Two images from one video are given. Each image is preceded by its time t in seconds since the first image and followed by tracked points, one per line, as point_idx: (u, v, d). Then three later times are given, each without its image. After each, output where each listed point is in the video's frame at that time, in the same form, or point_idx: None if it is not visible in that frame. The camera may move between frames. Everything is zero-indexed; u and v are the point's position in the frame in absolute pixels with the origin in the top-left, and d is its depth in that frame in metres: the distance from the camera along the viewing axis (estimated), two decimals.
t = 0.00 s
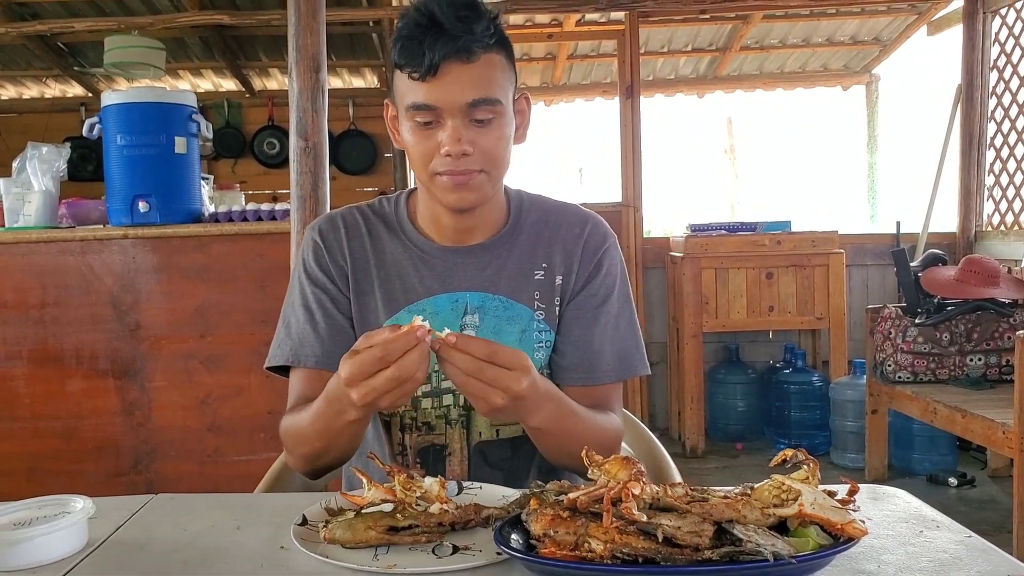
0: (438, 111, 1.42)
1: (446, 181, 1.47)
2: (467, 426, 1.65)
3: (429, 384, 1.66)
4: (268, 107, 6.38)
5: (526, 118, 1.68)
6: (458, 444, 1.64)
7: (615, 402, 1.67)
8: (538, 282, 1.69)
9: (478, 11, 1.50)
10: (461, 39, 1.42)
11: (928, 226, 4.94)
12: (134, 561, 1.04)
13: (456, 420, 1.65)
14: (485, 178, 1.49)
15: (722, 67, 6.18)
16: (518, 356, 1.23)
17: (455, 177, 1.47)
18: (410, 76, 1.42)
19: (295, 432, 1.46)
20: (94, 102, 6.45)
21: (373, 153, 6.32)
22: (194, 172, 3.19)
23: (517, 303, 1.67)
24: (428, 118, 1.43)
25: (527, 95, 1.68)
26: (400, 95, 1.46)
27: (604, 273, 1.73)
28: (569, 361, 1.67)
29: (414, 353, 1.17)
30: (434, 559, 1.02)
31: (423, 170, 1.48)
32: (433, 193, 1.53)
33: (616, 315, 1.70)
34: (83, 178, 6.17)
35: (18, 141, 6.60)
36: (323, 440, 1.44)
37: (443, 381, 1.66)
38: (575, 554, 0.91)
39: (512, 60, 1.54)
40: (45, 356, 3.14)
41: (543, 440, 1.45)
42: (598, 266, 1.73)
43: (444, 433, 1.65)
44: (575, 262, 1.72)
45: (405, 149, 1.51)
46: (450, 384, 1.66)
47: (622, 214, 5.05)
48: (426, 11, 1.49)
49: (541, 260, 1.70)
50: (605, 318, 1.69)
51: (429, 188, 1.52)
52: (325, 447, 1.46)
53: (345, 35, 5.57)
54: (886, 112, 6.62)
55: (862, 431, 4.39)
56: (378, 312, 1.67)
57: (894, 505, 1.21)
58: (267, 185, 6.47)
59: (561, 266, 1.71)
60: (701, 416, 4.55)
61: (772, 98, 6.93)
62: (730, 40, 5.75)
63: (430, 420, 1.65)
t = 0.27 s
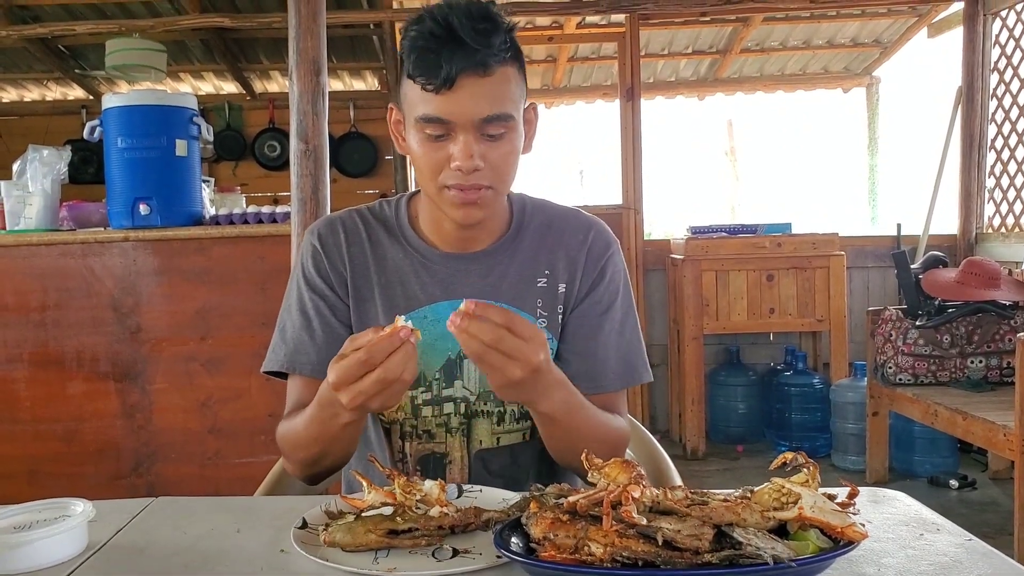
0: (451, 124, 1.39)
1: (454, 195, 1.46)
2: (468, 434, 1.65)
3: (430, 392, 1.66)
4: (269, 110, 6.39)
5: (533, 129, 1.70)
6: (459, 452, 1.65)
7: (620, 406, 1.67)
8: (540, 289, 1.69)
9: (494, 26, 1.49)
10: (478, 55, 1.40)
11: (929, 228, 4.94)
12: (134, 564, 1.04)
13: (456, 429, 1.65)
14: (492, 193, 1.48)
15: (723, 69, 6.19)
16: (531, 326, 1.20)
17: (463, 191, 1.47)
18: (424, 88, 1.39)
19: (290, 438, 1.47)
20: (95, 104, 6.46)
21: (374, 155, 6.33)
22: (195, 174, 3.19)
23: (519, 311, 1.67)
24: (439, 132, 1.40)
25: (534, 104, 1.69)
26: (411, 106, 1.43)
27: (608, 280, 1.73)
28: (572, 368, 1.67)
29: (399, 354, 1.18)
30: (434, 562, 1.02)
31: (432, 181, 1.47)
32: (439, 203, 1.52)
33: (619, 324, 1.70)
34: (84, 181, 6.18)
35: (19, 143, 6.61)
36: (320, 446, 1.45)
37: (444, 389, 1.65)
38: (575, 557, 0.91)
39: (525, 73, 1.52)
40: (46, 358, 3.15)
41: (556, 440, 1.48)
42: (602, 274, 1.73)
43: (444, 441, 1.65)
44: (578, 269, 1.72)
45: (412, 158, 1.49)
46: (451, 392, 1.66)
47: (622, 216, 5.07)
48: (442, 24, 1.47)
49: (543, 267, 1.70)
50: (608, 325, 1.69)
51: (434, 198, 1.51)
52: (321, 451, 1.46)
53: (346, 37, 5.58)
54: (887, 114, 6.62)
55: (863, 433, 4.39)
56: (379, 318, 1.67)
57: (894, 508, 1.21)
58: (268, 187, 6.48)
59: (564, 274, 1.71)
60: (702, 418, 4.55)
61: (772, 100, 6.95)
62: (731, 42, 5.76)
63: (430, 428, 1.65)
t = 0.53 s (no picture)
0: (460, 154, 1.33)
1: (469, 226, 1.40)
2: (471, 445, 1.61)
3: (433, 400, 1.62)
4: (269, 113, 6.40)
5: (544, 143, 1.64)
6: (462, 462, 1.61)
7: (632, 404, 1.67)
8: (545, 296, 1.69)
9: (502, 46, 1.41)
10: (486, 81, 1.31)
11: (930, 230, 4.94)
12: (134, 567, 1.04)
13: (459, 438, 1.61)
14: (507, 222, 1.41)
15: (723, 71, 6.19)
16: (552, 230, 1.33)
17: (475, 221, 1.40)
18: (432, 118, 1.32)
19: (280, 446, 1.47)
20: (96, 107, 6.47)
21: (374, 158, 6.34)
22: (196, 177, 3.20)
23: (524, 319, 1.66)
24: (449, 162, 1.34)
25: (546, 119, 1.62)
26: (420, 136, 1.36)
27: (615, 286, 1.72)
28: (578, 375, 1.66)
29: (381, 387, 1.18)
30: (434, 565, 1.02)
31: (445, 211, 1.41)
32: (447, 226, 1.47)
33: (627, 327, 1.68)
34: (85, 183, 6.19)
35: (19, 146, 6.62)
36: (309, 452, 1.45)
37: (448, 398, 1.63)
38: (575, 561, 0.91)
39: (537, 95, 1.44)
40: (47, 361, 3.15)
41: (578, 431, 1.52)
42: (608, 281, 1.73)
43: (447, 451, 1.61)
44: (585, 278, 1.73)
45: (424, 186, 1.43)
46: (455, 401, 1.63)
47: (623, 218, 5.08)
48: (447, 48, 1.39)
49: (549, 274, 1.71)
50: (614, 329, 1.67)
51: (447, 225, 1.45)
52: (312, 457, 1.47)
53: (346, 40, 5.58)
54: (887, 116, 6.62)
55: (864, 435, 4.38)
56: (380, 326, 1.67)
57: (894, 511, 1.21)
58: (268, 190, 6.48)
59: (572, 283, 1.73)
60: (702, 420, 4.54)
61: (773, 103, 6.95)
62: (731, 44, 5.77)
63: (432, 437, 1.61)
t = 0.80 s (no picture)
0: (453, 176, 1.32)
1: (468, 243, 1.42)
2: (472, 449, 1.62)
3: (435, 405, 1.63)
4: (269, 114, 6.40)
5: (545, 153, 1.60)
6: (462, 466, 1.62)
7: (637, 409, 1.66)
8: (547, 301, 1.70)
9: (490, 68, 1.39)
10: (474, 105, 1.30)
11: (930, 232, 4.94)
12: (134, 568, 1.04)
13: (461, 443, 1.62)
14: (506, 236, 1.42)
15: (723, 73, 6.19)
16: (550, 234, 1.36)
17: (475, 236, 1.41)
18: (422, 143, 1.31)
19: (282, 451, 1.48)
20: (96, 108, 6.48)
21: (374, 159, 6.34)
22: (196, 178, 3.20)
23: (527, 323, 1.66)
24: (443, 182, 1.34)
25: (547, 127, 1.59)
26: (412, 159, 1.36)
27: (619, 290, 1.72)
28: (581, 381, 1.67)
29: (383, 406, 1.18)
30: (434, 566, 1.02)
31: (445, 227, 1.42)
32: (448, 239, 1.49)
33: (631, 332, 1.67)
34: (85, 184, 6.19)
35: (20, 147, 6.63)
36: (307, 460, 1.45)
37: (450, 402, 1.63)
38: (576, 562, 0.91)
39: (531, 113, 1.42)
40: (47, 362, 3.15)
41: (581, 437, 1.51)
42: (613, 285, 1.73)
43: (448, 455, 1.62)
44: (589, 283, 1.73)
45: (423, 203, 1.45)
46: (456, 405, 1.63)
47: (623, 220, 5.08)
48: (434, 74, 1.38)
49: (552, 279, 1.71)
50: (617, 334, 1.66)
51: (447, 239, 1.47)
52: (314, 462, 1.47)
53: (346, 41, 5.58)
54: (887, 117, 6.62)
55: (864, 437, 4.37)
56: (381, 331, 1.67)
57: (896, 513, 1.21)
58: (268, 191, 6.49)
59: (576, 288, 1.73)
60: (703, 421, 4.54)
61: (773, 105, 6.96)
62: (731, 46, 5.77)
63: (433, 441, 1.62)
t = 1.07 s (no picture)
0: (453, 176, 1.32)
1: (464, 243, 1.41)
2: (475, 451, 1.62)
3: (437, 407, 1.63)
4: (271, 116, 6.41)
5: (549, 154, 1.58)
6: (465, 468, 1.61)
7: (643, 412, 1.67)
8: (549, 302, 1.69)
9: (493, 68, 1.39)
10: (475, 106, 1.30)
11: (931, 234, 4.93)
12: (136, 570, 1.04)
13: (463, 445, 1.62)
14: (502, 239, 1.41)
15: (724, 75, 6.20)
16: (555, 248, 1.32)
17: (472, 237, 1.41)
18: (423, 141, 1.32)
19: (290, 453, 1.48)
20: (97, 110, 6.49)
21: (375, 161, 6.35)
22: (197, 180, 3.20)
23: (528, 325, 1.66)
24: (443, 181, 1.34)
25: (550, 131, 1.60)
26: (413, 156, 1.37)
27: (622, 292, 1.72)
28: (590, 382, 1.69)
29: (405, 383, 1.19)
30: (435, 568, 1.02)
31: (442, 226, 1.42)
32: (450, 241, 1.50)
33: (635, 333, 1.68)
34: (86, 186, 6.20)
35: (22, 149, 6.64)
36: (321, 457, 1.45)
37: (452, 404, 1.63)
38: (577, 564, 0.91)
39: (533, 114, 1.43)
40: (48, 364, 3.15)
41: (585, 442, 1.52)
42: (616, 287, 1.73)
43: (450, 457, 1.61)
44: (592, 285, 1.73)
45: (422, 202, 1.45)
46: (458, 407, 1.63)
47: (624, 222, 5.09)
48: (436, 73, 1.38)
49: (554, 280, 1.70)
50: (621, 335, 1.67)
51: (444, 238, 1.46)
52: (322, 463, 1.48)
53: (348, 44, 5.59)
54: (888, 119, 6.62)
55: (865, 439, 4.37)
56: (383, 332, 1.67)
57: (897, 515, 1.21)
58: (270, 193, 6.50)
59: (578, 290, 1.73)
60: (704, 423, 4.54)
61: (774, 107, 6.97)
62: (732, 48, 5.77)
63: (436, 443, 1.62)
